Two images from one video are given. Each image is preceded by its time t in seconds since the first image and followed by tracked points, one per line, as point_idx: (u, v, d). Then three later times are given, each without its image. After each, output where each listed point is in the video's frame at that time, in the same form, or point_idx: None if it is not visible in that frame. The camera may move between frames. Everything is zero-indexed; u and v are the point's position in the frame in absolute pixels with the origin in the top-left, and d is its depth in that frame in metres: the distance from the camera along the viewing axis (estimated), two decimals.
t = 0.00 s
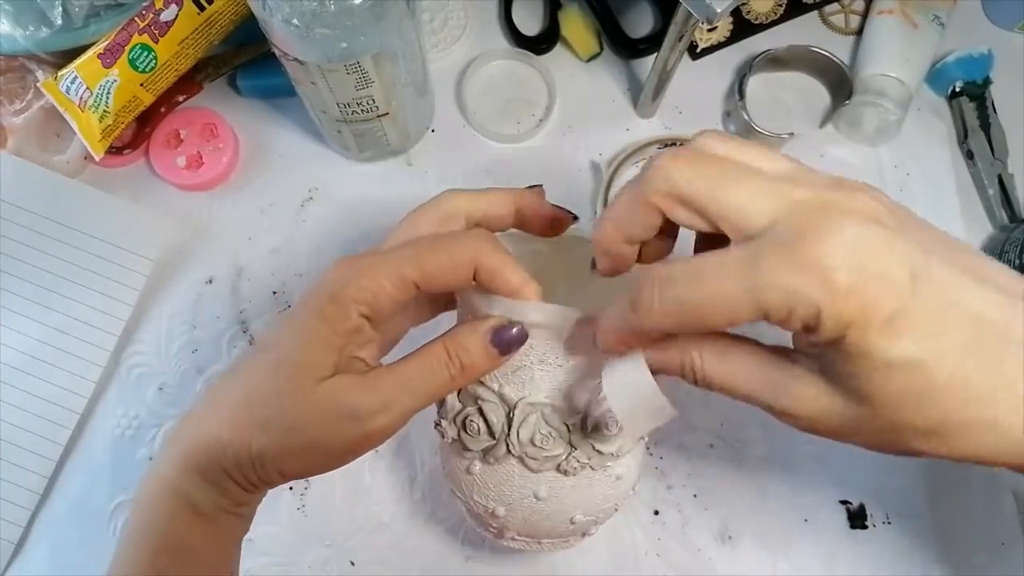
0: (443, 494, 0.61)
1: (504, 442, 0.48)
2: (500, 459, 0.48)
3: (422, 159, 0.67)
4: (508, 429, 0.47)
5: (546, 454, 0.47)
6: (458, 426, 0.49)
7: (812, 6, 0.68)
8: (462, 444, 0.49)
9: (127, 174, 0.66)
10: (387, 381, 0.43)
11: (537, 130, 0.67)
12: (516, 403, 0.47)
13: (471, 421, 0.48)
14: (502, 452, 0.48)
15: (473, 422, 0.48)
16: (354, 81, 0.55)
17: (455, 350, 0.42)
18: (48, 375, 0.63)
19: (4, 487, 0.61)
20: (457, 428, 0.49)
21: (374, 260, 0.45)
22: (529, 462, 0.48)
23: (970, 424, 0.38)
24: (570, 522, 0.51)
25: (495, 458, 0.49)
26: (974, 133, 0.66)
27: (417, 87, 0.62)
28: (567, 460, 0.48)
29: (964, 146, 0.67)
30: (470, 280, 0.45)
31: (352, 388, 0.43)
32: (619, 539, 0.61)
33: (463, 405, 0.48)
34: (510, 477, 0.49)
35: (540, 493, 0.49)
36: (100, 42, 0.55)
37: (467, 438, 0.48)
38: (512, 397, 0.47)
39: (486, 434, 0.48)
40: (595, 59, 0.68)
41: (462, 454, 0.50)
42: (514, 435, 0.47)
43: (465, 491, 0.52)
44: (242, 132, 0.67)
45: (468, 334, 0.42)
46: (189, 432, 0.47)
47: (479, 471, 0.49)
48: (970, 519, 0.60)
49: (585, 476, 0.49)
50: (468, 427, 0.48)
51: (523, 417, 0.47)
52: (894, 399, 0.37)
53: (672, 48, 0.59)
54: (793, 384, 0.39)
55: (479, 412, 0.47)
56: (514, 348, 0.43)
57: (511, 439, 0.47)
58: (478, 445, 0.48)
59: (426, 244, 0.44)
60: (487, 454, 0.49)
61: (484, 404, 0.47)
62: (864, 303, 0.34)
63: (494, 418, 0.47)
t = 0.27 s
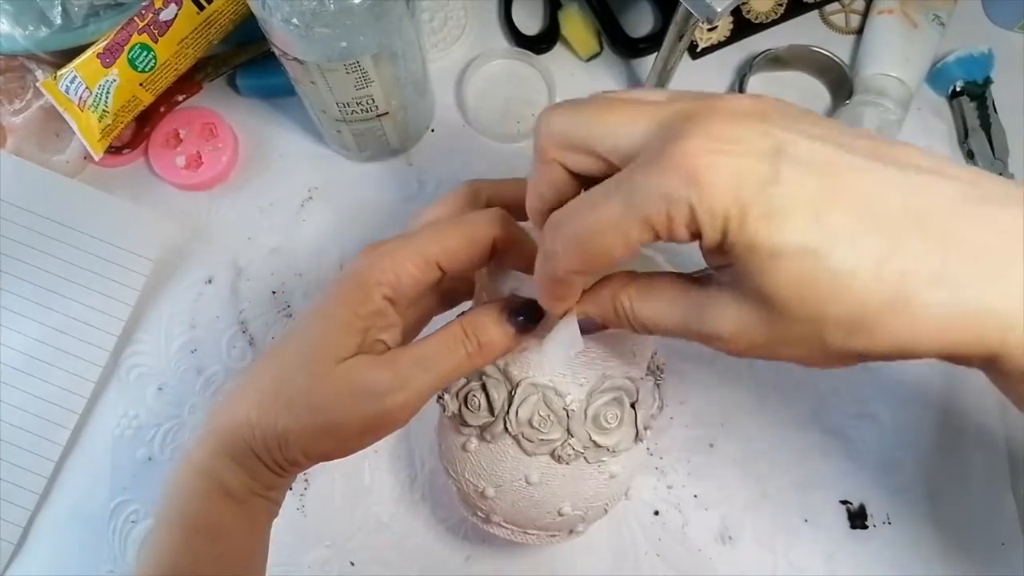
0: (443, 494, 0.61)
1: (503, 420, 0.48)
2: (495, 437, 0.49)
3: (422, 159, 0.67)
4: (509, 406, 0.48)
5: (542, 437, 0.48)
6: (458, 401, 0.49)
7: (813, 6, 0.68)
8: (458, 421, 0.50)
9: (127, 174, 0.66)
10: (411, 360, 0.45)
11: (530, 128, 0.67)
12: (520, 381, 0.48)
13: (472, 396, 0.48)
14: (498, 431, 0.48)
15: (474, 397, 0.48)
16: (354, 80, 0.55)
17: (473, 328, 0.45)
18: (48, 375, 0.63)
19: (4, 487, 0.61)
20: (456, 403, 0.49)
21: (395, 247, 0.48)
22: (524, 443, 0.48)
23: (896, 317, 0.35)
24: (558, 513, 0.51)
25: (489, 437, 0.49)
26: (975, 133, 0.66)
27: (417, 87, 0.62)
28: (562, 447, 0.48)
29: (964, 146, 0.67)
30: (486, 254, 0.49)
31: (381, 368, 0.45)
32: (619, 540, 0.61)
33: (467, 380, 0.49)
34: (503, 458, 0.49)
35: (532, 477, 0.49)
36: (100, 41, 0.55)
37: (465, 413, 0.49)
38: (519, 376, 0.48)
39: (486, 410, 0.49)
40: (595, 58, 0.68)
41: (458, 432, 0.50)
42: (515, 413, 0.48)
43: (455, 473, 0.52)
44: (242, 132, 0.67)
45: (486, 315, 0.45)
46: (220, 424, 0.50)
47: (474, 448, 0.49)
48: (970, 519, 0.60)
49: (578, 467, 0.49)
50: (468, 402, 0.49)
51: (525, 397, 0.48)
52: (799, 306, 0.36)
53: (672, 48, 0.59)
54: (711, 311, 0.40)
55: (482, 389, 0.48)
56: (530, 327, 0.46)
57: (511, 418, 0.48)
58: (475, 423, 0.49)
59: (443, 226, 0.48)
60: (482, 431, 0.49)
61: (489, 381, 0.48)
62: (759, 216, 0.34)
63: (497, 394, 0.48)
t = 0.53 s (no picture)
0: (443, 494, 0.61)
1: (500, 424, 0.48)
2: (491, 441, 0.49)
3: (422, 158, 0.67)
4: (506, 411, 0.48)
5: (539, 443, 0.48)
6: (456, 403, 0.49)
7: (813, 6, 0.68)
8: (456, 422, 0.50)
9: (127, 174, 0.66)
10: (415, 370, 0.45)
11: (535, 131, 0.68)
12: (519, 386, 0.48)
13: (470, 399, 0.48)
14: (494, 436, 0.48)
15: (472, 400, 0.48)
16: (354, 80, 0.55)
17: (475, 335, 0.45)
18: (47, 375, 0.63)
19: (3, 487, 0.61)
20: (454, 405, 0.49)
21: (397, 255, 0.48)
22: (520, 447, 0.48)
23: (839, 291, 0.34)
24: (553, 519, 0.51)
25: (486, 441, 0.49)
26: (974, 133, 0.66)
27: (417, 87, 0.62)
28: (558, 453, 0.48)
29: (964, 146, 0.67)
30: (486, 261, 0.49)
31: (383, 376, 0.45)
32: (618, 540, 0.61)
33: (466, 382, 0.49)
34: (498, 462, 0.49)
35: (527, 482, 0.49)
36: (100, 41, 0.55)
37: (463, 415, 0.49)
38: (517, 381, 0.48)
39: (483, 413, 0.49)
40: (595, 58, 0.68)
41: (455, 433, 0.50)
42: (512, 418, 0.48)
43: (451, 474, 0.52)
44: (242, 132, 0.67)
45: (489, 322, 0.45)
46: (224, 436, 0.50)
47: (470, 450, 0.49)
48: (969, 519, 0.60)
49: (574, 473, 0.49)
50: (466, 405, 0.49)
51: (523, 402, 0.47)
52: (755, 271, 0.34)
53: (672, 48, 0.59)
54: (668, 294, 0.38)
55: (480, 392, 0.48)
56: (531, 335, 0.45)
57: (507, 422, 0.48)
58: (472, 425, 0.49)
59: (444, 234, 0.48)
60: (479, 434, 0.49)
61: (487, 384, 0.48)
62: (712, 201, 0.33)
63: (494, 398, 0.48)
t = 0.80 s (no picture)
0: (443, 494, 0.61)
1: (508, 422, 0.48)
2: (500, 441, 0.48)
3: (422, 158, 0.67)
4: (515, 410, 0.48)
5: (547, 442, 0.48)
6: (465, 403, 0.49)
7: (813, 6, 0.68)
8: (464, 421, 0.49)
9: (127, 174, 0.66)
10: (428, 412, 0.43)
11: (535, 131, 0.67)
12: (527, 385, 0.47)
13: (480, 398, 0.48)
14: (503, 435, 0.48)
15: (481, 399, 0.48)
16: (354, 80, 0.55)
17: (490, 393, 0.42)
18: (47, 375, 0.63)
19: (4, 487, 0.61)
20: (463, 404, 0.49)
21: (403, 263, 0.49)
22: (528, 447, 0.48)
23: (815, 315, 0.35)
24: (561, 515, 0.51)
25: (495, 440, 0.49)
26: (975, 133, 0.66)
27: (417, 87, 0.62)
28: (567, 451, 0.48)
29: (964, 146, 0.67)
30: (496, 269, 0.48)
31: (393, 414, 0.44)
32: (618, 540, 0.61)
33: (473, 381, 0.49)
34: (507, 463, 0.49)
35: (535, 480, 0.49)
36: (100, 41, 0.55)
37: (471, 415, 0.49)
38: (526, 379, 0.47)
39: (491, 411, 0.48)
40: (595, 58, 0.68)
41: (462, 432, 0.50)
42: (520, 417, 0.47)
43: (458, 472, 0.52)
44: (242, 132, 0.67)
45: (513, 377, 0.42)
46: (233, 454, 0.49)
47: (479, 449, 0.49)
48: (968, 518, 0.60)
49: (581, 472, 0.49)
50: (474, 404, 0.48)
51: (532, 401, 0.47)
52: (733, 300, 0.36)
53: (672, 48, 0.59)
54: (655, 307, 0.38)
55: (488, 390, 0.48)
56: (553, 400, 0.43)
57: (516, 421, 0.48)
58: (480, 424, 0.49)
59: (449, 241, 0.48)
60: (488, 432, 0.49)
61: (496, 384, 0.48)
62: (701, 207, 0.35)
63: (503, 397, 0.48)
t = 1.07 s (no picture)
0: (443, 494, 0.61)
1: (506, 428, 0.48)
2: (497, 446, 0.49)
3: (422, 159, 0.67)
4: (512, 416, 0.48)
5: (544, 447, 0.48)
6: (463, 408, 0.49)
7: (813, 6, 0.68)
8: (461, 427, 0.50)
9: (127, 174, 0.66)
10: (418, 368, 0.45)
11: (535, 131, 0.67)
12: (523, 391, 0.48)
13: (476, 404, 0.48)
14: (499, 440, 0.48)
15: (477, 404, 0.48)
16: (354, 80, 0.55)
17: (476, 319, 0.44)
18: (47, 375, 0.63)
19: (4, 487, 0.61)
20: (460, 409, 0.49)
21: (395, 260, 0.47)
22: (526, 452, 0.48)
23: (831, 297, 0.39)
24: (558, 521, 0.51)
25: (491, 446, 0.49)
26: (974, 133, 0.67)
27: (417, 87, 0.62)
28: (564, 456, 0.48)
29: (964, 146, 0.67)
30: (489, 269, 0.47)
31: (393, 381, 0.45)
32: (618, 539, 0.61)
33: (471, 386, 0.49)
34: (504, 467, 0.49)
35: (532, 485, 0.49)
36: (100, 42, 0.55)
37: (468, 420, 0.49)
38: (522, 385, 0.48)
39: (488, 417, 0.49)
40: (595, 58, 0.68)
41: (460, 437, 0.50)
42: (516, 423, 0.48)
43: (455, 479, 0.52)
44: (243, 132, 0.67)
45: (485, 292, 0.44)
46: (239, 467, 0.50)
47: (476, 454, 0.50)
48: (968, 519, 0.60)
49: (579, 477, 0.49)
50: (470, 410, 0.49)
51: (528, 407, 0.47)
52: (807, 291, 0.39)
53: (671, 48, 0.59)
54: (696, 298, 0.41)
55: (485, 396, 0.48)
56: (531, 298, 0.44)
57: (513, 427, 0.48)
58: (477, 429, 0.49)
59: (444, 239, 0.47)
60: (484, 437, 0.49)
61: (492, 389, 0.48)
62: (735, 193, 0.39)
63: (500, 403, 0.48)
